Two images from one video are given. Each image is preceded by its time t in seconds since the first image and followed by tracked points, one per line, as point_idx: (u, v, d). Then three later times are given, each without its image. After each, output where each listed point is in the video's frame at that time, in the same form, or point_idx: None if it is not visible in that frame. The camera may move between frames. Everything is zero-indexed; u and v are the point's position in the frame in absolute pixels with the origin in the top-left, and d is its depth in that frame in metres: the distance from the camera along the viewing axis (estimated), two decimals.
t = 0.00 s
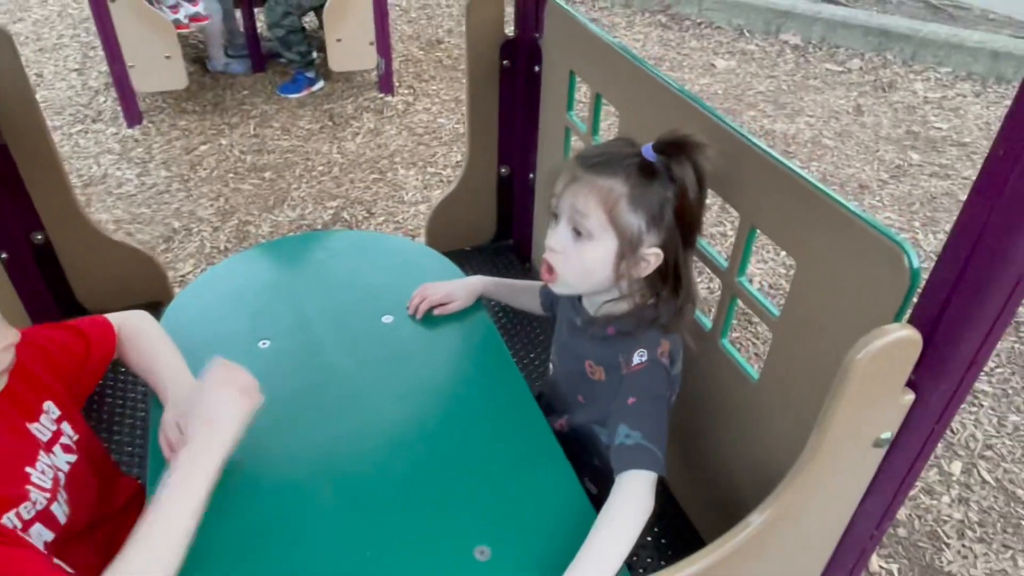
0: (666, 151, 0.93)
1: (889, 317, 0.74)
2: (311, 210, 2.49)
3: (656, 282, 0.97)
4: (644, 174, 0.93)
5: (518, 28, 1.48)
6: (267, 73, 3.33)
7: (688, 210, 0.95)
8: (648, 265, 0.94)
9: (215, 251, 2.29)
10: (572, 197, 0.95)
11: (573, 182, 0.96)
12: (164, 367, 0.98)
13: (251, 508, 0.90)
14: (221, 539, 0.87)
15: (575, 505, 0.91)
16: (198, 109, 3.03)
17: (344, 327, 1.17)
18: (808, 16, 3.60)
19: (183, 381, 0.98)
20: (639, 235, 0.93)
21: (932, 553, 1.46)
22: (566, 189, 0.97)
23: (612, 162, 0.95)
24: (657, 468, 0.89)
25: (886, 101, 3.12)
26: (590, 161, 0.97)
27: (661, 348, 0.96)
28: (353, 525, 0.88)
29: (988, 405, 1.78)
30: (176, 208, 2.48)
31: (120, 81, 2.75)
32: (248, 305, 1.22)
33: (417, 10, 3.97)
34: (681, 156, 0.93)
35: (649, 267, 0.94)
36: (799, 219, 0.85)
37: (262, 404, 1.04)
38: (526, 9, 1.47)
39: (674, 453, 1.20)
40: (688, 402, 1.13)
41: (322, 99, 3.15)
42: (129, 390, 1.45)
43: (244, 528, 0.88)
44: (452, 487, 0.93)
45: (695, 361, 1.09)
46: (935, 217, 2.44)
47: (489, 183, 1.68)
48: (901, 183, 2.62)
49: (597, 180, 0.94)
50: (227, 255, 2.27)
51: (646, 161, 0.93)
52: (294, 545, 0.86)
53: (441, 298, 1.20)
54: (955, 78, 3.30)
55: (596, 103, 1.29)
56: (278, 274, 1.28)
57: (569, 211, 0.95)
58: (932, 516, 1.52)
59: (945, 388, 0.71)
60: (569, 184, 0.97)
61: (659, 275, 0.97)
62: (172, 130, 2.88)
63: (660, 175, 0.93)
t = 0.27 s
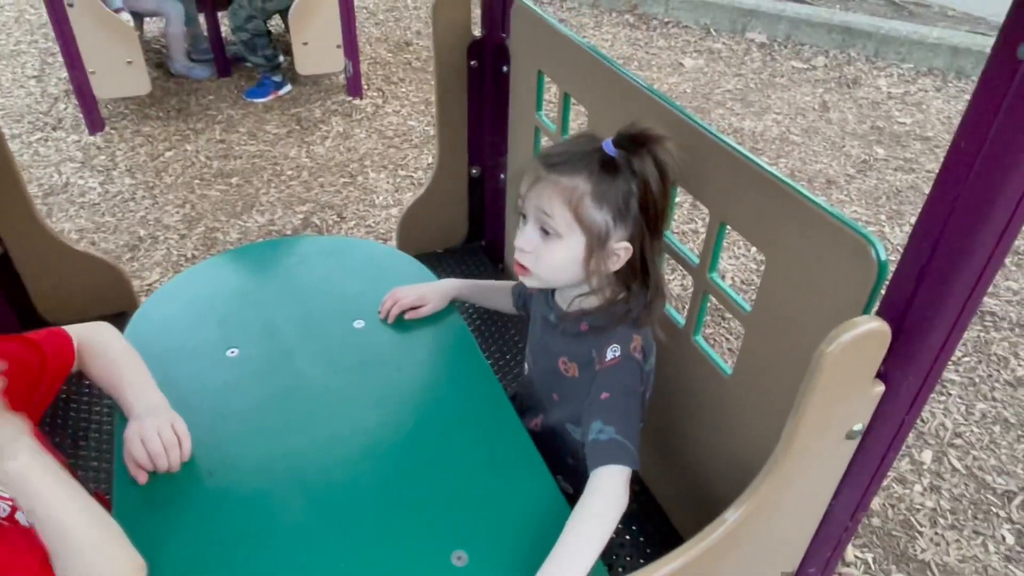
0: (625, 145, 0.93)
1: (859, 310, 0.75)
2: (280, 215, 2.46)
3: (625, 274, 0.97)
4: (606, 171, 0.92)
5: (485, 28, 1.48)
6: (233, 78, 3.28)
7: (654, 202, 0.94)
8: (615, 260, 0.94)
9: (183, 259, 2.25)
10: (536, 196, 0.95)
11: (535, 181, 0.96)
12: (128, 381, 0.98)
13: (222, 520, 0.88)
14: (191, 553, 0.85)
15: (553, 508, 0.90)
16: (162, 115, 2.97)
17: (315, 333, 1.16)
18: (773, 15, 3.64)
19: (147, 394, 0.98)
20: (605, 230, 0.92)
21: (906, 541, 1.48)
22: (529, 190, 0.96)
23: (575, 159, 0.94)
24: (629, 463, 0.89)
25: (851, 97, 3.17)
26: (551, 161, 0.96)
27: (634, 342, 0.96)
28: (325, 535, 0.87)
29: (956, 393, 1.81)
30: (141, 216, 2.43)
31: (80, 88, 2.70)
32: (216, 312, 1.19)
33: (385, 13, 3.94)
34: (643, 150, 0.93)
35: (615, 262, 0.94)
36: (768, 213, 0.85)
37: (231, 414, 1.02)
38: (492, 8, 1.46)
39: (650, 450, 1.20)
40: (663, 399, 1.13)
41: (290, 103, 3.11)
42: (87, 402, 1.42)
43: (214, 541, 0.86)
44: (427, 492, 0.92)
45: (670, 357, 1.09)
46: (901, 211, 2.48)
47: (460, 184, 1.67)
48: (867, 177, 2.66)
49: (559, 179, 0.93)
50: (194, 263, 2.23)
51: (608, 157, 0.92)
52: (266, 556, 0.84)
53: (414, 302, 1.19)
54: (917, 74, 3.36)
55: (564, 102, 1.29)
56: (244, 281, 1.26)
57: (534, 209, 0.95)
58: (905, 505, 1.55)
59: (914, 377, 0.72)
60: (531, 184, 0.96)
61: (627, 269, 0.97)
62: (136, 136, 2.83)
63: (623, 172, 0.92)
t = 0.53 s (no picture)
0: (574, 139, 0.92)
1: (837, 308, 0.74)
2: (252, 221, 2.42)
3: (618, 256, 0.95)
4: (558, 167, 0.91)
5: (457, 29, 1.46)
6: (202, 83, 3.23)
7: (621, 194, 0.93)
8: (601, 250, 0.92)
9: (152, 268, 2.20)
10: (508, 205, 0.95)
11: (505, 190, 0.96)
12: (93, 395, 0.96)
13: (192, 537, 0.86)
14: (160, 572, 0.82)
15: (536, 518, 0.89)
16: (129, 122, 2.92)
17: (287, 343, 1.13)
18: (743, 15, 3.67)
19: (113, 408, 0.95)
20: (577, 225, 0.91)
21: (886, 536, 1.49)
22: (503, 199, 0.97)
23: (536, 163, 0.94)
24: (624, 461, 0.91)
25: (821, 96, 3.20)
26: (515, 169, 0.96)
27: (625, 336, 0.95)
28: (299, 549, 0.85)
29: (931, 388, 1.83)
30: (109, 225, 2.37)
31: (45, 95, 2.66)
32: (184, 323, 1.16)
33: (356, 16, 3.91)
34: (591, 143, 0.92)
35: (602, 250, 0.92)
36: (744, 211, 0.85)
37: (201, 427, 0.99)
38: (464, 9, 1.44)
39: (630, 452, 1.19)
40: (642, 401, 1.12)
41: (260, 108, 3.07)
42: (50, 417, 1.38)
43: (184, 559, 0.83)
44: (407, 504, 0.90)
45: (649, 358, 1.09)
46: (873, 208, 2.51)
47: (435, 187, 1.65)
48: (839, 175, 2.69)
49: (523, 185, 0.93)
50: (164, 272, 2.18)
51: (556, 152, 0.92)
52: (239, 572, 0.82)
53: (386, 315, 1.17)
54: (885, 73, 3.40)
55: (538, 103, 1.28)
56: (213, 290, 1.23)
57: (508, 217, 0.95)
58: (884, 500, 1.55)
59: (894, 375, 0.71)
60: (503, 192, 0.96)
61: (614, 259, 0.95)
62: (102, 143, 2.77)
63: (572, 163, 0.91)
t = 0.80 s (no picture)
0: (571, 146, 0.92)
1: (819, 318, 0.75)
2: (235, 231, 2.40)
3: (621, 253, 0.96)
4: (553, 174, 0.92)
5: (439, 38, 1.46)
6: (183, 92, 3.21)
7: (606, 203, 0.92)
8: (598, 249, 0.94)
9: (134, 279, 2.18)
10: (511, 210, 0.96)
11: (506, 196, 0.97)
12: (74, 410, 0.94)
13: (177, 554, 0.85)
14: None
15: (525, 533, 0.88)
16: (110, 132, 2.89)
17: (270, 356, 1.12)
18: (724, 21, 3.70)
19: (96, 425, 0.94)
20: (575, 228, 0.92)
21: (871, 538, 1.50)
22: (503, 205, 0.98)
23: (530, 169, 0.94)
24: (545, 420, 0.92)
25: (802, 101, 3.23)
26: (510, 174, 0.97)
27: (604, 321, 0.96)
28: (285, 565, 0.84)
29: (913, 389, 1.85)
30: (89, 236, 2.35)
31: (24, 106, 2.64)
32: (166, 337, 1.15)
33: (339, 24, 3.90)
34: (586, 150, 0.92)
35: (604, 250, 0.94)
36: (727, 220, 0.85)
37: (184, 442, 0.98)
38: (445, 19, 1.44)
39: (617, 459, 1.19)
40: (628, 409, 1.12)
41: (243, 117, 3.05)
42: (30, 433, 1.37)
43: None
44: (394, 519, 0.89)
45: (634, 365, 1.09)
46: (854, 211, 2.53)
47: (419, 196, 1.65)
48: (821, 179, 2.71)
49: (521, 191, 0.94)
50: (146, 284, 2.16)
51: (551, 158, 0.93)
52: None
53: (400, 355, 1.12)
54: (864, 77, 3.44)
55: (522, 112, 1.28)
56: (195, 302, 1.22)
57: (509, 223, 0.97)
58: (869, 502, 1.57)
59: (876, 381, 0.72)
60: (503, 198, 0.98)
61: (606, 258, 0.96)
62: (83, 154, 2.74)
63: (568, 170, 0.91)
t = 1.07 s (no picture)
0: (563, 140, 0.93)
1: (808, 316, 0.75)
2: (225, 235, 2.39)
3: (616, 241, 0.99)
4: (548, 170, 0.93)
5: (429, 40, 1.46)
6: (173, 95, 3.20)
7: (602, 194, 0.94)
8: (596, 240, 0.96)
9: (123, 284, 2.17)
10: (508, 213, 0.95)
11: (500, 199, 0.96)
12: (64, 415, 0.94)
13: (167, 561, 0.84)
14: None
15: (520, 534, 0.88)
16: (98, 135, 2.87)
17: (260, 358, 1.12)
18: (714, 22, 3.72)
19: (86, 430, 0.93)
20: (577, 220, 0.94)
21: (863, 536, 1.50)
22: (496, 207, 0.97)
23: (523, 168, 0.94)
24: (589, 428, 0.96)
25: (791, 102, 3.25)
26: (502, 176, 0.96)
27: (607, 313, 0.99)
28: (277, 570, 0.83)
29: (904, 387, 1.86)
30: (78, 240, 2.34)
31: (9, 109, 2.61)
32: (155, 340, 1.14)
33: (329, 26, 3.90)
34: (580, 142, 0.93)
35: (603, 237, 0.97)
36: (717, 216, 0.85)
37: (174, 447, 0.98)
38: (435, 20, 1.44)
39: (609, 459, 1.19)
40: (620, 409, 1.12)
41: (233, 120, 3.04)
42: (19, 439, 1.36)
43: None
44: (387, 520, 0.89)
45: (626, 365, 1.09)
46: (844, 211, 2.55)
47: (410, 198, 1.65)
48: (810, 179, 2.72)
49: (518, 191, 0.94)
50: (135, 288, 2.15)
51: (545, 153, 0.93)
52: None
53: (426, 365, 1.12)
54: (853, 78, 3.46)
55: (512, 112, 1.28)
56: (186, 306, 1.21)
57: (507, 226, 0.96)
58: (861, 500, 1.57)
59: (867, 378, 0.72)
60: (496, 201, 0.97)
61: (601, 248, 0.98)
62: (71, 158, 2.73)
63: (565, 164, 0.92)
